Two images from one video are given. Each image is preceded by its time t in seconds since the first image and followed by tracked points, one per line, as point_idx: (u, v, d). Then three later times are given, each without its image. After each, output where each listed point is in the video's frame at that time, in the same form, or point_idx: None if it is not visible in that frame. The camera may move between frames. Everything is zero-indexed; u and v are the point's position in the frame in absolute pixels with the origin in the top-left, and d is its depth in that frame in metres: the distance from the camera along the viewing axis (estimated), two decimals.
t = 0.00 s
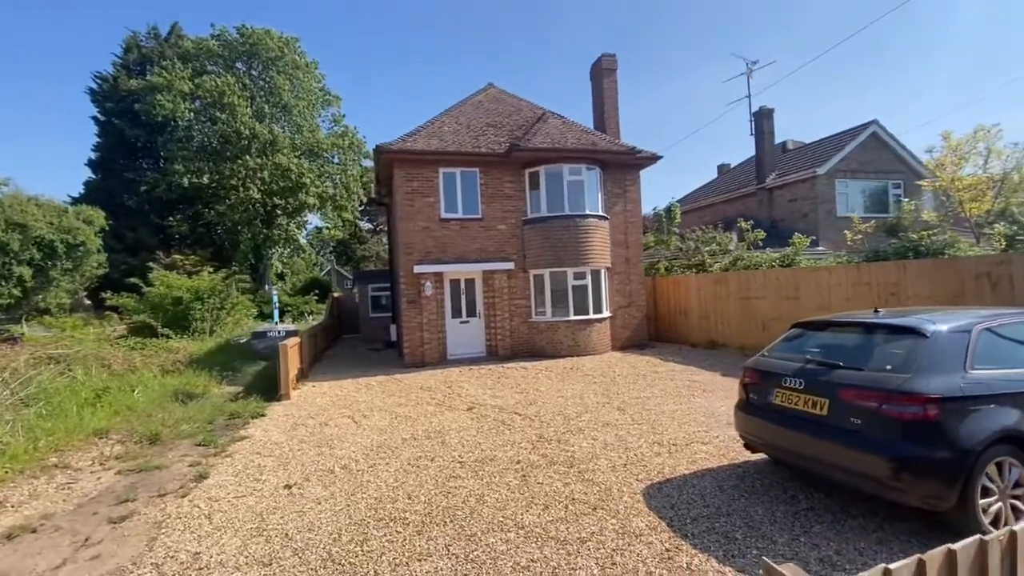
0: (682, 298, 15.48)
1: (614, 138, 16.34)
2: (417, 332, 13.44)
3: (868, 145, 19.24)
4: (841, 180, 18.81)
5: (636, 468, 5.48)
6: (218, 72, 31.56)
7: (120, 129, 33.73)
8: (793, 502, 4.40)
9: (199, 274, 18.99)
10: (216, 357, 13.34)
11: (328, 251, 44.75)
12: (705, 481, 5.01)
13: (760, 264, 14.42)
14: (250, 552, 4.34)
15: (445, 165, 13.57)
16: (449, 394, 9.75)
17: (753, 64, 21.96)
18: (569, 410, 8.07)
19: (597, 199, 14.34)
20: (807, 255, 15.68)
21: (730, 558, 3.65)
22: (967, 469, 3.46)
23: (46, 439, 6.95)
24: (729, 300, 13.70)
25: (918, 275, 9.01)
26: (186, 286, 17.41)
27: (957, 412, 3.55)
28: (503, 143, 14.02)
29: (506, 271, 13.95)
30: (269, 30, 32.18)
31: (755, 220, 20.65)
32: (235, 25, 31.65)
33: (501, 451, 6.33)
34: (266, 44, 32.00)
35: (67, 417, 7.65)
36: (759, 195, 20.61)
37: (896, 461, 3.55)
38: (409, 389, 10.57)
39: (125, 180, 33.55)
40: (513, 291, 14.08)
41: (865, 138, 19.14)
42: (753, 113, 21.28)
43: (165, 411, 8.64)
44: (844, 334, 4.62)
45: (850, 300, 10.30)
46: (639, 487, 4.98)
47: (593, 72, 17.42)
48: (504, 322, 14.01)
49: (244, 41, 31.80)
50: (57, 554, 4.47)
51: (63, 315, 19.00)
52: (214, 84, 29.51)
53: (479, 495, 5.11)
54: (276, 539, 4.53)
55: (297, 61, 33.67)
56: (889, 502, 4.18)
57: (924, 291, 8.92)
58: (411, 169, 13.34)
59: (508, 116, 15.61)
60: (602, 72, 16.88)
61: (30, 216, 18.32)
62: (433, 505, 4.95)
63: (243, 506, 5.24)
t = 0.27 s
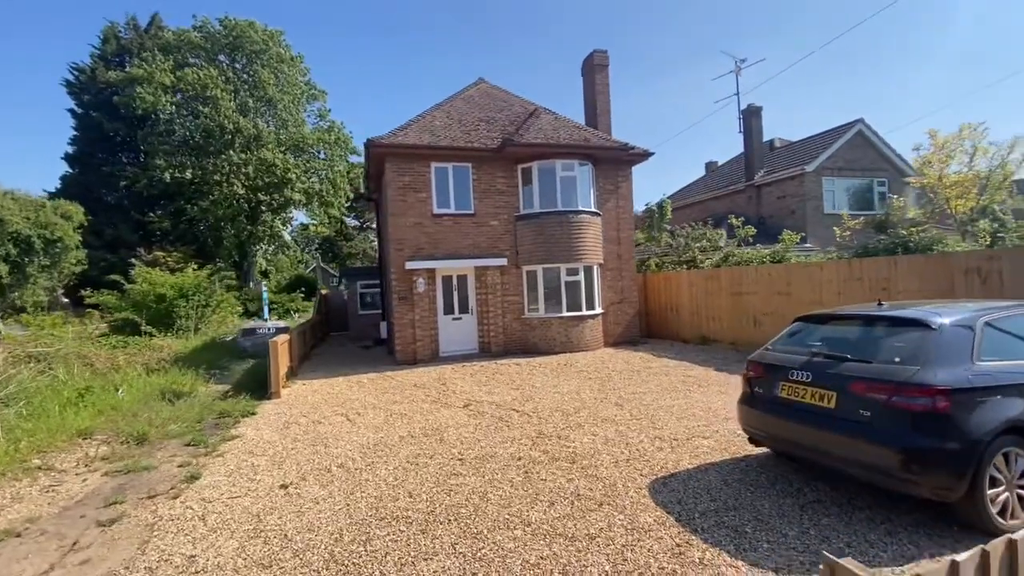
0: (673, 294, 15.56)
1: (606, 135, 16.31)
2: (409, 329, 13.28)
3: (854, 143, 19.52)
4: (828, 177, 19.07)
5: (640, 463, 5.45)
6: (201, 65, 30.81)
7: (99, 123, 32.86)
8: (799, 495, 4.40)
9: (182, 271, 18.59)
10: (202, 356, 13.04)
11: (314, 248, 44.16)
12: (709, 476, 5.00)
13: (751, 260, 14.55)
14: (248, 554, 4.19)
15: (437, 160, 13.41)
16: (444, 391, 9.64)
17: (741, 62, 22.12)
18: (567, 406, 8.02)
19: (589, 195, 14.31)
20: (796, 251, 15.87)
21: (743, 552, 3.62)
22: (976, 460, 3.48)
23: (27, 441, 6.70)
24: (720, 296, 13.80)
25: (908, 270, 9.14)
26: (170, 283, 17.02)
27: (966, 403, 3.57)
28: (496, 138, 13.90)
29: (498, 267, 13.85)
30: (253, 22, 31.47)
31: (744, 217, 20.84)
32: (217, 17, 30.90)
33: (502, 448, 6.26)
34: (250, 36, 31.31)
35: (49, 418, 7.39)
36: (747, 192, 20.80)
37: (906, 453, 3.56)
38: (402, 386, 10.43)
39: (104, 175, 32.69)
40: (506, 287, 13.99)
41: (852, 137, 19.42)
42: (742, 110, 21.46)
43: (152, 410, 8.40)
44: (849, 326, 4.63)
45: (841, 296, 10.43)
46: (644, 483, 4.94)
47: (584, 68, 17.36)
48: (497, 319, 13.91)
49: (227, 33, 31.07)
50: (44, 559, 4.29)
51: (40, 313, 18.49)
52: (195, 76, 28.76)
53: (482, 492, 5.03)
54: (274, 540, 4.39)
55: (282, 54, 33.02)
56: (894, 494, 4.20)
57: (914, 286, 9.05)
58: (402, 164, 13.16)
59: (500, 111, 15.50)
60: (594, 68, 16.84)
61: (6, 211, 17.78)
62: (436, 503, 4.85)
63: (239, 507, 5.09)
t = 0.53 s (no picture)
0: (664, 290, 15.60)
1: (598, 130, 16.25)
2: (400, 325, 13.10)
3: (840, 141, 19.77)
4: (815, 174, 19.31)
5: (643, 459, 5.40)
6: (181, 55, 29.95)
7: (74, 114, 31.84)
8: (806, 489, 4.39)
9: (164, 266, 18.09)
10: (186, 353, 12.69)
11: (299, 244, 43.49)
12: (714, 471, 4.97)
13: (741, 256, 14.65)
14: (245, 557, 4.03)
15: (428, 153, 13.21)
16: (438, 388, 9.51)
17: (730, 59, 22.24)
18: (565, 401, 7.95)
19: (582, 190, 14.25)
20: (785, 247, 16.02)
21: (756, 548, 3.58)
22: (988, 452, 3.48)
23: (4, 443, 6.41)
24: (712, 291, 13.86)
25: (900, 265, 9.25)
26: (151, 279, 16.54)
27: (977, 395, 3.56)
28: (487, 132, 13.74)
29: (491, 263, 13.73)
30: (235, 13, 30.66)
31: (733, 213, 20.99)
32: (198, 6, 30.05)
33: (502, 444, 6.16)
34: (232, 27, 30.52)
35: (27, 419, 7.08)
36: (736, 188, 20.96)
37: (917, 445, 3.54)
38: (394, 383, 10.27)
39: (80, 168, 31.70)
40: (498, 283, 13.87)
41: (838, 134, 19.67)
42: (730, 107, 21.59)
43: (136, 409, 8.12)
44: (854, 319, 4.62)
45: (832, 290, 10.51)
46: (649, 479, 4.89)
47: (575, 62, 17.27)
48: (489, 315, 13.79)
49: (208, 23, 30.23)
50: (26, 566, 4.07)
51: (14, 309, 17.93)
52: (175, 67, 27.92)
53: (485, 490, 4.92)
54: (272, 542, 4.23)
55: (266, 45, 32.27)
56: (901, 487, 4.20)
57: (905, 281, 9.15)
58: (392, 157, 12.94)
59: (491, 105, 15.33)
60: (585, 63, 16.75)
61: None
62: (438, 502, 4.73)
63: (232, 509, 4.91)
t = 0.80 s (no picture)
0: (656, 284, 15.61)
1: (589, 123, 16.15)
2: (392, 320, 12.90)
3: (828, 137, 19.98)
4: (803, 170, 19.51)
5: (647, 453, 5.35)
6: (160, 44, 29.05)
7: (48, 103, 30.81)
8: (814, 482, 4.38)
9: (145, 260, 17.58)
10: (170, 350, 12.33)
11: (283, 239, 42.76)
12: (719, 465, 4.94)
13: (732, 250, 14.72)
14: (242, 560, 3.86)
15: (419, 145, 12.99)
16: (433, 383, 9.38)
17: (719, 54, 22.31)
18: (563, 396, 7.87)
19: (574, 184, 14.15)
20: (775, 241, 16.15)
21: (770, 542, 3.54)
22: (1000, 443, 3.47)
23: None
24: (703, 286, 13.91)
25: (893, 259, 9.34)
26: (132, 273, 16.06)
27: (990, 386, 3.55)
28: (479, 123, 13.55)
29: (483, 257, 13.58)
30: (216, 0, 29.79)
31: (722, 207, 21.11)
32: None
33: (502, 440, 6.06)
34: (213, 15, 29.65)
35: (5, 418, 6.78)
36: (725, 183, 21.08)
37: (930, 437, 3.52)
38: (387, 378, 10.11)
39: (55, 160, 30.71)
40: (490, 278, 13.73)
41: (825, 130, 19.86)
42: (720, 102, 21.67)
43: (120, 407, 7.84)
44: (861, 310, 4.60)
45: (825, 284, 10.59)
46: (655, 474, 4.84)
47: (567, 55, 17.12)
48: (482, 309, 13.66)
49: (188, 10, 29.34)
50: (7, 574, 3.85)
51: None
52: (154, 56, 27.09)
53: (488, 486, 4.82)
54: (270, 544, 4.07)
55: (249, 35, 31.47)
56: (908, 479, 4.21)
57: (899, 274, 9.24)
58: (383, 149, 12.70)
59: (482, 97, 15.13)
60: (577, 55, 16.62)
61: None
62: (441, 500, 4.61)
63: (226, 510, 4.73)
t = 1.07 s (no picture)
0: (648, 278, 15.62)
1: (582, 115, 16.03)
2: (383, 313, 12.69)
3: (816, 131, 20.17)
4: (792, 164, 19.68)
5: (652, 447, 5.30)
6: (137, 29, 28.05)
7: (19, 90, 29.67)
8: (823, 474, 4.37)
9: (125, 252, 17.05)
10: (154, 345, 11.96)
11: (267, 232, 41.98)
12: (727, 457, 4.91)
13: (724, 244, 14.78)
14: (243, 563, 3.70)
15: (411, 136, 12.75)
16: (428, 377, 9.23)
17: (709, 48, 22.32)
18: (562, 389, 7.80)
19: (568, 176, 14.04)
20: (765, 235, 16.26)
21: (787, 536, 3.50)
22: (1015, 433, 3.48)
23: None
24: (696, 278, 13.95)
25: (886, 252, 9.44)
26: (113, 266, 15.56)
27: (1005, 377, 3.56)
28: (472, 114, 13.34)
29: (476, 250, 13.42)
30: None
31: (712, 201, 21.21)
32: None
33: (504, 434, 5.96)
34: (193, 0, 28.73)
35: None
36: (715, 177, 21.18)
37: (946, 428, 3.51)
38: (381, 373, 9.94)
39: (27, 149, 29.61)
40: (483, 271, 13.59)
41: (813, 125, 20.05)
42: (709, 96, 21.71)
43: (104, 404, 7.56)
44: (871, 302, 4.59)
45: (818, 277, 10.68)
46: (663, 467, 4.78)
47: (559, 46, 16.94)
48: (475, 303, 13.52)
49: None
50: None
51: None
52: (131, 41, 26.15)
53: (494, 482, 4.72)
54: (271, 545, 3.92)
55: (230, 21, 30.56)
56: (916, 470, 4.23)
57: (891, 268, 9.35)
58: (374, 139, 12.44)
59: (474, 87, 14.90)
60: (569, 46, 16.46)
61: None
62: (447, 497, 4.50)
63: (223, 510, 4.55)
